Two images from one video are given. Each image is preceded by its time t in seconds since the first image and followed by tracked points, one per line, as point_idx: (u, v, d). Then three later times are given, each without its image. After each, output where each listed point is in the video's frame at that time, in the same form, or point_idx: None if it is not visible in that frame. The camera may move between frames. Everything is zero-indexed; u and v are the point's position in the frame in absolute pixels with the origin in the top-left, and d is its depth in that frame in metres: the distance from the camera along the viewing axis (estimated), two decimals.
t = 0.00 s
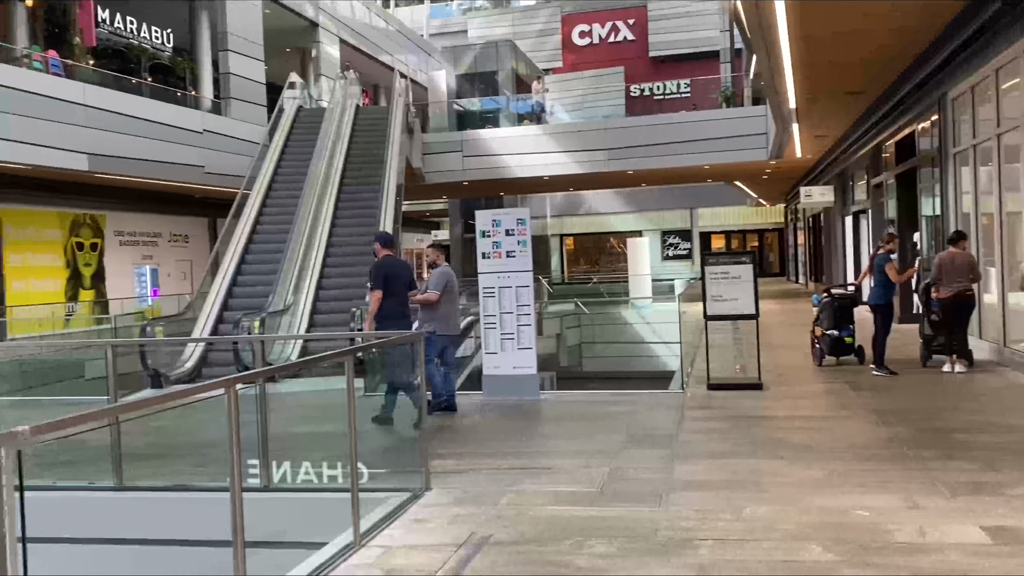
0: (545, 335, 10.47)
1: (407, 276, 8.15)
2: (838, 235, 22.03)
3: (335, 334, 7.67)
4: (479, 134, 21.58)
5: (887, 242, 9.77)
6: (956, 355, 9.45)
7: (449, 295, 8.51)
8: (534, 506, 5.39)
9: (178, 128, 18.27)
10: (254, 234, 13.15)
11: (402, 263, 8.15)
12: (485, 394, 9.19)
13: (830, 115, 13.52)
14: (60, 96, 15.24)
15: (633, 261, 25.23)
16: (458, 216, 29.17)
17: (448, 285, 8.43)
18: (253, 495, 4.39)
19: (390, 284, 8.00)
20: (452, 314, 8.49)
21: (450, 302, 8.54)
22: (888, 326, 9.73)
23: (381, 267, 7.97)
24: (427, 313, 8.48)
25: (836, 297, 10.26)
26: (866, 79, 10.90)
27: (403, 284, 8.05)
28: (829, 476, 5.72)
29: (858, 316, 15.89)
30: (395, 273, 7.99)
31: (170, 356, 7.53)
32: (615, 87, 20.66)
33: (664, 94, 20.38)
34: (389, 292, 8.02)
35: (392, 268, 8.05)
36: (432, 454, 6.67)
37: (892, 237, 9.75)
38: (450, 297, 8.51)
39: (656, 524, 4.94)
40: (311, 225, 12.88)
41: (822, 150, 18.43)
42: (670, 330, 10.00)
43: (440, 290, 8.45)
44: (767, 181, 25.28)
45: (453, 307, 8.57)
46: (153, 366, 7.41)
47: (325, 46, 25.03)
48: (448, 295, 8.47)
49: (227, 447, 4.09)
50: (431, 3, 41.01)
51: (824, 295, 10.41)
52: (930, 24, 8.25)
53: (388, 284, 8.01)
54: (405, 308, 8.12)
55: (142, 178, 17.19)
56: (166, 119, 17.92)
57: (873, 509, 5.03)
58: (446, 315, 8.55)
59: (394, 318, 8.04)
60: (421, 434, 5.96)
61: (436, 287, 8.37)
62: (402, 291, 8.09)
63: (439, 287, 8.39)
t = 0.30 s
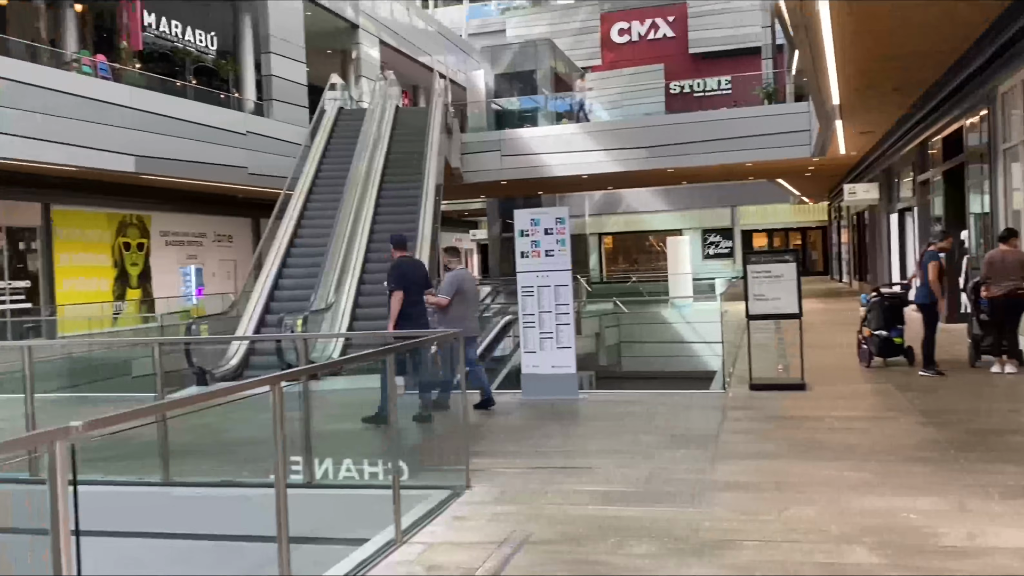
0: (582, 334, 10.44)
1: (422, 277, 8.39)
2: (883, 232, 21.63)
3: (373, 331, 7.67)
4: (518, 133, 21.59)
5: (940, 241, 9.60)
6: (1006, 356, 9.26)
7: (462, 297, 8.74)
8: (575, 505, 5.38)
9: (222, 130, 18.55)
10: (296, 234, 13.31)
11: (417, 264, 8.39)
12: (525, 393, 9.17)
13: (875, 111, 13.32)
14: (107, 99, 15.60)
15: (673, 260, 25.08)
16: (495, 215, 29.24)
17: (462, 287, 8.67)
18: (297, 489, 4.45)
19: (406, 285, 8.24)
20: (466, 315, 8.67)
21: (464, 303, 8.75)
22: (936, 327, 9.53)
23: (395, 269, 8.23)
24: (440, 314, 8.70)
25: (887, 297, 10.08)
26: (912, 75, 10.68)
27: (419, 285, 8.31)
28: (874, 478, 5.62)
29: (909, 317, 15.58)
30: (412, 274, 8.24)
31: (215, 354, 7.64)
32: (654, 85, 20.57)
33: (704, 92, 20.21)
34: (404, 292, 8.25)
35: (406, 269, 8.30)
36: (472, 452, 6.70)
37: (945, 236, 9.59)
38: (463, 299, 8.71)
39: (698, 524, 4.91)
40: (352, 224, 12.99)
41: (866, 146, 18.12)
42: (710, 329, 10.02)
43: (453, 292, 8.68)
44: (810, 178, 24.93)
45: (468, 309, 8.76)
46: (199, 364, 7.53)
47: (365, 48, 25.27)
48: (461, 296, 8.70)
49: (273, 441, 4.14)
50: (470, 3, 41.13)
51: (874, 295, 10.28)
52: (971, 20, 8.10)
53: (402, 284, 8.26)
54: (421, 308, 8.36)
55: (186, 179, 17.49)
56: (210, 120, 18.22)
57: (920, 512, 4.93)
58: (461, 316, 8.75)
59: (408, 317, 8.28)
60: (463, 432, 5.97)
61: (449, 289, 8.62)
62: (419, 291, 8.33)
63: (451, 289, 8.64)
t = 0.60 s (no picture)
0: (623, 334, 10.14)
1: (431, 279, 8.95)
2: (930, 231, 21.19)
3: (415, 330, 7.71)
4: (558, 133, 21.54)
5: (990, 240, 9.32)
6: None
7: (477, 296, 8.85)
8: (617, 505, 5.35)
9: (264, 131, 18.78)
10: (338, 233, 13.46)
11: (426, 267, 8.95)
12: (564, 393, 9.16)
13: (923, 107, 13.04)
14: (153, 102, 15.91)
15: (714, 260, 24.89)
16: (534, 215, 29.25)
17: (474, 286, 8.75)
18: (341, 486, 4.47)
19: (413, 287, 8.88)
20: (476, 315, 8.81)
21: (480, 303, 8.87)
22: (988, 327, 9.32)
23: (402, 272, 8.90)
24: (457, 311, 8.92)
25: (937, 296, 9.87)
26: (962, 69, 10.43)
27: (426, 287, 8.90)
28: (923, 481, 5.51)
29: (959, 317, 15.27)
30: (417, 277, 8.84)
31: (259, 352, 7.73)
32: (696, 82, 20.40)
33: (746, 89, 19.96)
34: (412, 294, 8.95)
35: (415, 272, 8.93)
36: (513, 451, 6.71)
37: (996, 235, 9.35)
38: (477, 298, 8.82)
39: (742, 526, 4.85)
40: (393, 224, 13.08)
41: (914, 143, 17.75)
42: (755, 330, 9.81)
43: (468, 291, 8.83)
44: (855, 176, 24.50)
45: (483, 308, 8.87)
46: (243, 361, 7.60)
47: (406, 49, 25.43)
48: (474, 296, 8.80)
49: (318, 437, 4.19)
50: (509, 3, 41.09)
51: (924, 295, 10.02)
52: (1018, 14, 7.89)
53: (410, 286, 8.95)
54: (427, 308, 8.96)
55: (230, 180, 17.75)
56: (253, 122, 18.45)
57: (971, 516, 4.82)
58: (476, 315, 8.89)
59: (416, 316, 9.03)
60: (503, 431, 5.96)
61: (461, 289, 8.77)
62: (424, 293, 8.91)
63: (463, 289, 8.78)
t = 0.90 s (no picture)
0: (664, 335, 10.10)
1: (443, 278, 8.98)
2: (979, 229, 20.69)
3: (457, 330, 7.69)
4: (597, 131, 21.48)
5: None
6: None
7: (503, 297, 8.92)
8: (657, 506, 5.33)
9: (306, 132, 18.99)
10: (379, 232, 13.57)
11: (442, 269, 9.01)
12: (604, 393, 9.16)
13: (974, 103, 12.74)
14: (198, 104, 16.20)
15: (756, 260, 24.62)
16: (573, 214, 29.25)
17: (499, 287, 8.83)
18: (384, 482, 4.50)
19: (422, 286, 9.00)
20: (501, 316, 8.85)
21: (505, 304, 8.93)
22: None
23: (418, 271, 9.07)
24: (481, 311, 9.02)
25: (988, 297, 9.69)
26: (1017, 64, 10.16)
27: (435, 285, 8.95)
28: (972, 485, 5.39)
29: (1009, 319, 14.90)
30: (425, 275, 8.94)
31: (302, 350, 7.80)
32: (737, 79, 20.21)
33: (789, 86, 19.80)
34: (423, 292, 9.07)
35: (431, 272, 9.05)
36: (554, 450, 6.71)
37: None
38: (502, 299, 8.91)
39: (784, 528, 4.80)
40: (432, 224, 13.13)
41: (963, 140, 17.35)
42: (798, 330, 9.68)
43: (494, 291, 8.90)
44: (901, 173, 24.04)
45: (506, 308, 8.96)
46: (286, 359, 7.67)
47: (445, 49, 25.55)
48: (501, 296, 8.87)
49: (361, 436, 4.21)
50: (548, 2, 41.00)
51: (975, 295, 9.84)
52: None
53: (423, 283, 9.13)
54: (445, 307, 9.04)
55: (272, 180, 17.99)
56: (295, 123, 18.67)
57: (1022, 522, 4.71)
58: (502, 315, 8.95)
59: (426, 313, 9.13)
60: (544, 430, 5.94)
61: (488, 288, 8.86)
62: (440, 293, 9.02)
63: (489, 289, 8.86)
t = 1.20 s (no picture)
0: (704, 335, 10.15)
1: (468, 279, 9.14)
2: None
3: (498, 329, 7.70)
4: (636, 130, 21.40)
5: None
6: None
7: (532, 295, 8.90)
8: (698, 507, 5.28)
9: (345, 132, 19.17)
10: (418, 231, 13.67)
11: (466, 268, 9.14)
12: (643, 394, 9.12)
13: None
14: (240, 106, 16.44)
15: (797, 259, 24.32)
16: (611, 213, 29.15)
17: (526, 285, 8.80)
18: (424, 481, 4.52)
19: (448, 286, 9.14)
20: (529, 314, 8.83)
21: (534, 302, 8.90)
22: None
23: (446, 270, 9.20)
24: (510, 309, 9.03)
25: None
26: None
27: (456, 285, 9.07)
28: (1022, 490, 5.27)
29: None
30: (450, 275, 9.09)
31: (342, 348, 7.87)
32: (778, 77, 19.99)
33: (831, 83, 19.52)
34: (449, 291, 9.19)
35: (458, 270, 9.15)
36: (592, 451, 6.69)
37: None
38: (531, 297, 8.91)
39: (828, 531, 4.73)
40: (470, 223, 13.18)
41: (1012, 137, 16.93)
42: (840, 332, 9.64)
43: (524, 289, 8.90)
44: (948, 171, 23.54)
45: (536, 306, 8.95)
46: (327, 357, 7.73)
47: (483, 49, 25.62)
48: (529, 294, 8.84)
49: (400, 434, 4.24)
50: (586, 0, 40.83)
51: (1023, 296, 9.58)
52: None
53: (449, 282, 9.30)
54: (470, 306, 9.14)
55: (312, 180, 18.19)
56: (335, 124, 18.85)
57: None
58: (531, 313, 8.95)
59: (451, 313, 9.27)
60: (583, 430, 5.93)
61: (517, 286, 8.86)
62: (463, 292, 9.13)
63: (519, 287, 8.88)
